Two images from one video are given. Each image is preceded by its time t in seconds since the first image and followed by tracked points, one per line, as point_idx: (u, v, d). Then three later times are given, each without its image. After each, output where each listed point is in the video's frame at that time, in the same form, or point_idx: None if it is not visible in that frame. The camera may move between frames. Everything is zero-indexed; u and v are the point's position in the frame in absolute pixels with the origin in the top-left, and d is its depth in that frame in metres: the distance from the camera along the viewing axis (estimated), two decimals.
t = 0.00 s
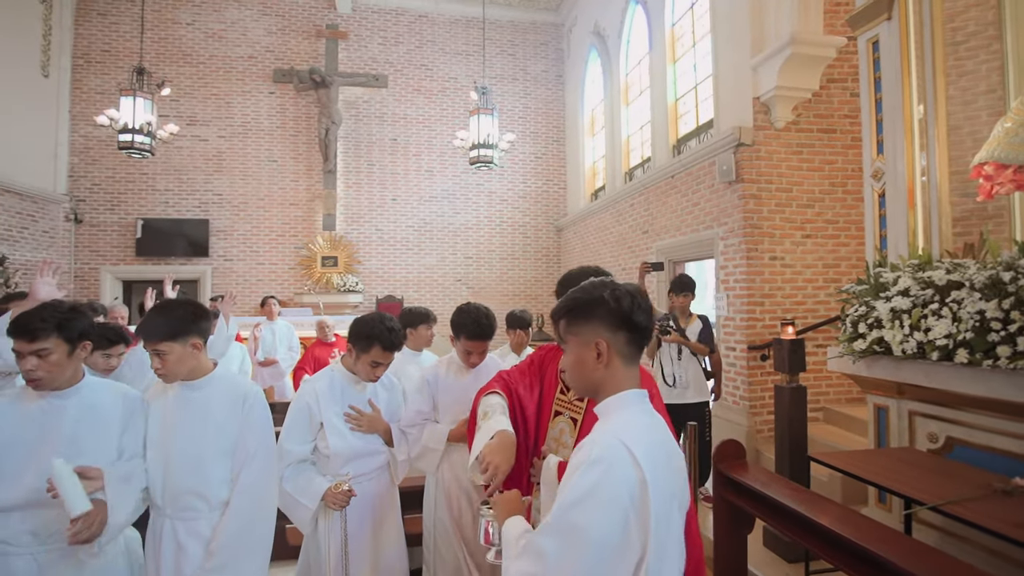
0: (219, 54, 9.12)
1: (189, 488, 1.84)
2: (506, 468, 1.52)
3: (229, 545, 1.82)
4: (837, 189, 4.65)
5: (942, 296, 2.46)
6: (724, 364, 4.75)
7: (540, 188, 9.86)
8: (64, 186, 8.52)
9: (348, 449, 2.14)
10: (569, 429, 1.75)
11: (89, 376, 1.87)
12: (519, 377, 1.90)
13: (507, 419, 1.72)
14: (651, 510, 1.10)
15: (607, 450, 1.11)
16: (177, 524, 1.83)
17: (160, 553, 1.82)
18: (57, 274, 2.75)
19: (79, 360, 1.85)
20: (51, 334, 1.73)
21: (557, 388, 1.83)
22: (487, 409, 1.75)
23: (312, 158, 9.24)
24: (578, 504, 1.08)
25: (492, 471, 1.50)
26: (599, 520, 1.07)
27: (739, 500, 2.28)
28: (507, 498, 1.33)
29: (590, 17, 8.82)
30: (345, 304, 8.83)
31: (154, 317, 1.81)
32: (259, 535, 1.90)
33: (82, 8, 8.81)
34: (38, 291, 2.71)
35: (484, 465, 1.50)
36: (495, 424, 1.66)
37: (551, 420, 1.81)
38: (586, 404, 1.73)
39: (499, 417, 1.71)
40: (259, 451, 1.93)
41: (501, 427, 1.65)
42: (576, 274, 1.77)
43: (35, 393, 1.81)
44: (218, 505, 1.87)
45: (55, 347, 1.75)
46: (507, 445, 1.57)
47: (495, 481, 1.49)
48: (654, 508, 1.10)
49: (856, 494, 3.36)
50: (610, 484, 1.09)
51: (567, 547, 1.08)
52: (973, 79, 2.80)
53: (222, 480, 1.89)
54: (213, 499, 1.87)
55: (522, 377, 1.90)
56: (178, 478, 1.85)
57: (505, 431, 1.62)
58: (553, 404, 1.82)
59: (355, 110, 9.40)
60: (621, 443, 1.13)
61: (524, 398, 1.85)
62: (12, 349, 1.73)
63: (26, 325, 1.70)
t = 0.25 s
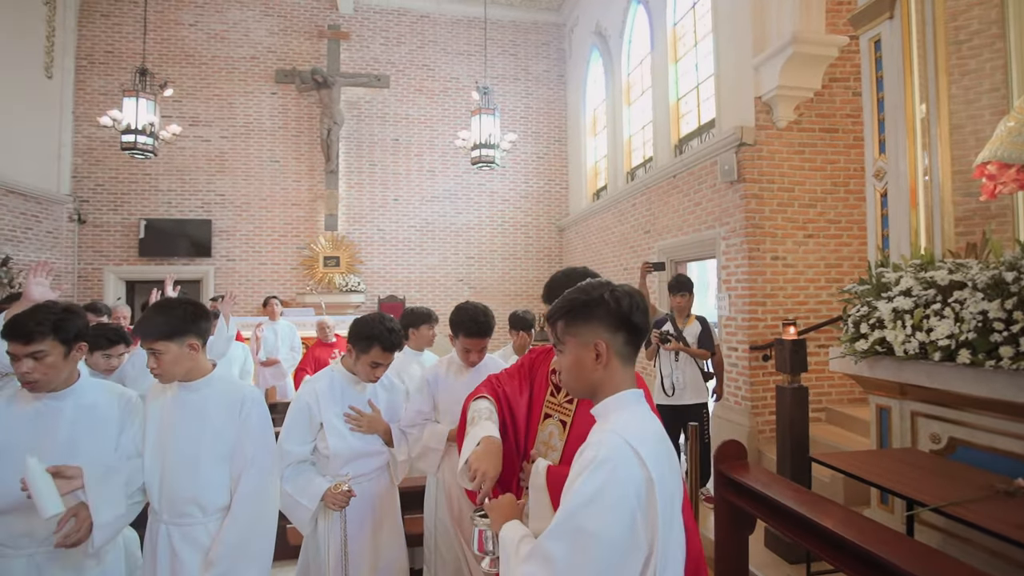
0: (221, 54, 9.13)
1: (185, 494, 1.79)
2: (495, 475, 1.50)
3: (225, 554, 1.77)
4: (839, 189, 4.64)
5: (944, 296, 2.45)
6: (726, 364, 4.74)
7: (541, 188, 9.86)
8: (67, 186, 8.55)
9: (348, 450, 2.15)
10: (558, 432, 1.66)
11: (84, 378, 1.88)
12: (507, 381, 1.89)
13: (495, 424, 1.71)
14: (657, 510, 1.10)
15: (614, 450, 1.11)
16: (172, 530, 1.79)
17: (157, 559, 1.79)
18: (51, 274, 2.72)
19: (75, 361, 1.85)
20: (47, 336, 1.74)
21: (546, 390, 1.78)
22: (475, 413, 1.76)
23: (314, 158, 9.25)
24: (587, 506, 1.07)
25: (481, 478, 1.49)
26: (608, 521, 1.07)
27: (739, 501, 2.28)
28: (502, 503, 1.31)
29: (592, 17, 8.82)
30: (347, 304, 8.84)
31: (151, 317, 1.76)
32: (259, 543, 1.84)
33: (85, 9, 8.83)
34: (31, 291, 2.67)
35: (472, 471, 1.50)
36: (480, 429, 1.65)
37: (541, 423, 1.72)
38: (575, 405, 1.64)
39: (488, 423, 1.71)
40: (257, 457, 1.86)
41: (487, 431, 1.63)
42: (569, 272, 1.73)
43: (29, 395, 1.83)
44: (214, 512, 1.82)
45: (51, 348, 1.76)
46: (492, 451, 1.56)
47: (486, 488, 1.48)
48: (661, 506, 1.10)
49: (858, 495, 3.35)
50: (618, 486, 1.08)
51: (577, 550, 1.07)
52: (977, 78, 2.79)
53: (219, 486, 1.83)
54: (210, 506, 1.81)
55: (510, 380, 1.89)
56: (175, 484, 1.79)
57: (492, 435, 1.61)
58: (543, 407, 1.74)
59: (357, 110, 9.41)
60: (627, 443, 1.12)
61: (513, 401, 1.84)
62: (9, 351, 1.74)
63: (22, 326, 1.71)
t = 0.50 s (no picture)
0: (226, 55, 9.17)
1: (184, 498, 1.77)
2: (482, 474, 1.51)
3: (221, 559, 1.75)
4: (844, 188, 4.62)
5: (949, 296, 2.44)
6: (730, 364, 4.72)
7: (545, 188, 9.85)
8: (74, 187, 8.60)
9: (350, 450, 2.16)
10: (548, 435, 1.64)
11: (83, 379, 1.89)
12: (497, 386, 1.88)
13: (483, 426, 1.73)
14: (663, 508, 1.11)
15: (621, 451, 1.10)
16: (171, 533, 1.78)
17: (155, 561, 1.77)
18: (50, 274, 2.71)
19: (76, 362, 1.87)
20: (48, 336, 1.75)
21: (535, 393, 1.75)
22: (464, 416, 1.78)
23: (318, 158, 9.27)
24: (596, 507, 1.06)
25: (468, 478, 1.51)
26: (618, 522, 1.06)
27: (742, 502, 2.27)
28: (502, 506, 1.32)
29: (595, 16, 8.80)
30: (351, 303, 8.87)
31: (151, 317, 1.77)
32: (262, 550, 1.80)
33: (91, 11, 8.88)
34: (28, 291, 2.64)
35: (460, 472, 1.51)
36: (468, 429, 1.68)
37: (531, 428, 1.70)
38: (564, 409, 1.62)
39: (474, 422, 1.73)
40: (257, 461, 1.83)
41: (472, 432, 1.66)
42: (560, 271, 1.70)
43: (30, 395, 1.84)
44: (213, 516, 1.79)
45: (51, 349, 1.77)
46: (478, 450, 1.58)
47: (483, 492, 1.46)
48: (668, 505, 1.10)
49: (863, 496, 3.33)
50: (626, 486, 1.08)
51: (587, 552, 1.06)
52: (983, 76, 2.75)
53: (217, 490, 1.80)
54: (208, 510, 1.79)
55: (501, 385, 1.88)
56: (174, 487, 1.78)
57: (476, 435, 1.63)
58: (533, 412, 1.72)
59: (361, 111, 9.43)
60: (633, 444, 1.12)
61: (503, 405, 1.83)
62: (10, 352, 1.75)
63: (22, 327, 1.72)
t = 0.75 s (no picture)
0: (234, 57, 9.22)
1: (186, 501, 1.72)
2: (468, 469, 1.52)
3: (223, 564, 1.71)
4: (853, 187, 4.58)
5: (960, 296, 2.41)
6: (737, 365, 4.70)
7: (552, 188, 9.85)
8: (84, 188, 8.68)
9: (356, 450, 2.16)
10: (537, 440, 1.66)
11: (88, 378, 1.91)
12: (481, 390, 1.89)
13: (470, 425, 1.76)
14: (672, 509, 1.11)
15: (632, 454, 1.10)
16: (171, 535, 1.71)
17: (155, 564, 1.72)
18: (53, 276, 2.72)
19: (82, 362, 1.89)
20: (56, 337, 1.76)
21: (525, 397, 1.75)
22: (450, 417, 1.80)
23: (325, 159, 9.31)
24: (610, 511, 1.05)
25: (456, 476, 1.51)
26: (632, 525, 1.06)
27: (750, 504, 2.25)
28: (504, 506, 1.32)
29: (602, 16, 8.79)
30: (358, 303, 8.91)
31: (151, 317, 1.70)
32: (270, 558, 1.72)
33: (102, 14, 8.97)
34: (31, 293, 2.66)
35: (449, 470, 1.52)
36: (454, 428, 1.71)
37: (519, 433, 1.72)
38: (552, 413, 1.65)
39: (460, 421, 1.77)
40: (262, 466, 1.77)
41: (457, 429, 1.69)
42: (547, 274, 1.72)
43: (37, 394, 1.86)
44: (214, 520, 1.73)
45: (59, 349, 1.79)
46: (463, 447, 1.59)
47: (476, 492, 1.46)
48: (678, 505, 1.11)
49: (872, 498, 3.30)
50: (637, 489, 1.07)
51: (602, 557, 1.05)
52: (996, 73, 2.72)
53: (222, 493, 1.75)
54: (209, 514, 1.73)
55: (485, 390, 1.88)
56: (176, 490, 1.72)
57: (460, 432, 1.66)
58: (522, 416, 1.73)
59: (368, 111, 9.46)
60: (642, 445, 1.12)
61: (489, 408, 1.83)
62: (18, 351, 1.76)
63: (29, 327, 1.73)
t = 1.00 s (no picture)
0: (244, 59, 9.30)
1: (190, 502, 1.73)
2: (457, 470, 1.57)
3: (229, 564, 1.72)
4: (865, 186, 4.53)
5: (974, 296, 2.38)
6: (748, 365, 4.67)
7: (560, 188, 9.83)
8: (98, 190, 8.80)
9: (364, 449, 2.17)
10: (526, 445, 1.65)
11: (98, 378, 1.94)
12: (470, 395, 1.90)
13: (459, 430, 1.79)
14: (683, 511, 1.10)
15: (645, 458, 1.09)
16: (176, 536, 1.72)
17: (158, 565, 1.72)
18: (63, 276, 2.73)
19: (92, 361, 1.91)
20: (68, 336, 1.79)
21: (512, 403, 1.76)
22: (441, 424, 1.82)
23: (334, 159, 9.35)
24: (623, 515, 1.04)
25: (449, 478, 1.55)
26: (645, 528, 1.05)
27: (760, 505, 2.24)
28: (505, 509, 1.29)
29: (610, 15, 8.76)
30: (367, 303, 8.95)
31: (157, 317, 1.70)
32: (278, 562, 1.71)
33: (115, 17, 9.08)
34: (41, 293, 2.66)
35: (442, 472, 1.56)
36: (444, 433, 1.75)
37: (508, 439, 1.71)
38: (541, 417, 1.64)
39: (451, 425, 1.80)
40: (270, 468, 1.76)
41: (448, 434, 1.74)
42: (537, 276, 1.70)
43: (48, 393, 1.88)
44: (219, 522, 1.74)
45: (71, 348, 1.81)
46: (452, 450, 1.64)
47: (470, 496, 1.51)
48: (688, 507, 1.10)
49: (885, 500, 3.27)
50: (650, 493, 1.07)
51: (615, 563, 1.03)
52: (1011, 70, 2.68)
53: (228, 495, 1.75)
54: (213, 515, 1.73)
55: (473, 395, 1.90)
56: (181, 491, 1.73)
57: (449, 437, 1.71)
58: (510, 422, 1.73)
59: (377, 112, 9.51)
60: (654, 447, 1.11)
61: (478, 413, 1.84)
62: (30, 351, 1.78)
63: (41, 327, 1.75)
